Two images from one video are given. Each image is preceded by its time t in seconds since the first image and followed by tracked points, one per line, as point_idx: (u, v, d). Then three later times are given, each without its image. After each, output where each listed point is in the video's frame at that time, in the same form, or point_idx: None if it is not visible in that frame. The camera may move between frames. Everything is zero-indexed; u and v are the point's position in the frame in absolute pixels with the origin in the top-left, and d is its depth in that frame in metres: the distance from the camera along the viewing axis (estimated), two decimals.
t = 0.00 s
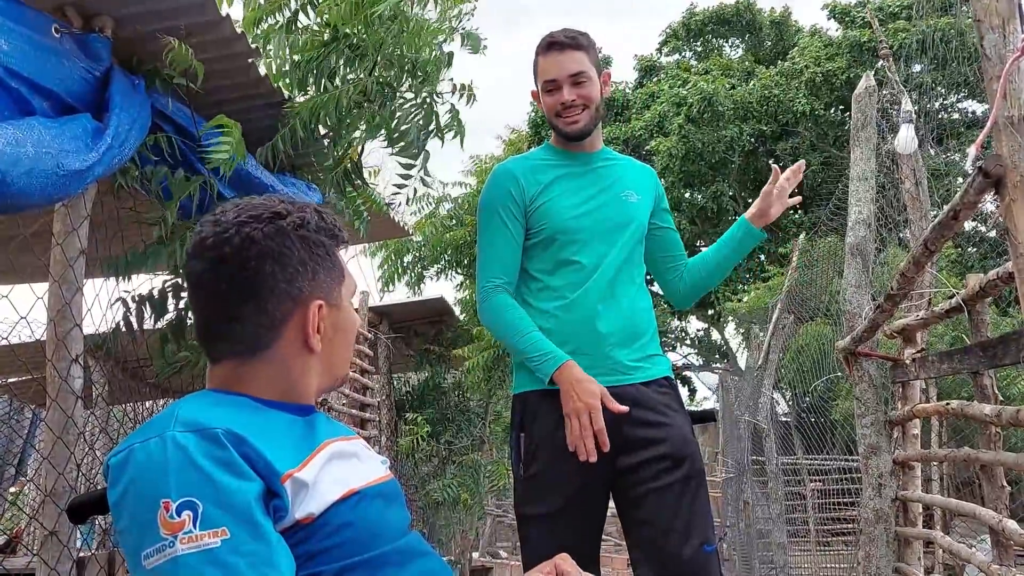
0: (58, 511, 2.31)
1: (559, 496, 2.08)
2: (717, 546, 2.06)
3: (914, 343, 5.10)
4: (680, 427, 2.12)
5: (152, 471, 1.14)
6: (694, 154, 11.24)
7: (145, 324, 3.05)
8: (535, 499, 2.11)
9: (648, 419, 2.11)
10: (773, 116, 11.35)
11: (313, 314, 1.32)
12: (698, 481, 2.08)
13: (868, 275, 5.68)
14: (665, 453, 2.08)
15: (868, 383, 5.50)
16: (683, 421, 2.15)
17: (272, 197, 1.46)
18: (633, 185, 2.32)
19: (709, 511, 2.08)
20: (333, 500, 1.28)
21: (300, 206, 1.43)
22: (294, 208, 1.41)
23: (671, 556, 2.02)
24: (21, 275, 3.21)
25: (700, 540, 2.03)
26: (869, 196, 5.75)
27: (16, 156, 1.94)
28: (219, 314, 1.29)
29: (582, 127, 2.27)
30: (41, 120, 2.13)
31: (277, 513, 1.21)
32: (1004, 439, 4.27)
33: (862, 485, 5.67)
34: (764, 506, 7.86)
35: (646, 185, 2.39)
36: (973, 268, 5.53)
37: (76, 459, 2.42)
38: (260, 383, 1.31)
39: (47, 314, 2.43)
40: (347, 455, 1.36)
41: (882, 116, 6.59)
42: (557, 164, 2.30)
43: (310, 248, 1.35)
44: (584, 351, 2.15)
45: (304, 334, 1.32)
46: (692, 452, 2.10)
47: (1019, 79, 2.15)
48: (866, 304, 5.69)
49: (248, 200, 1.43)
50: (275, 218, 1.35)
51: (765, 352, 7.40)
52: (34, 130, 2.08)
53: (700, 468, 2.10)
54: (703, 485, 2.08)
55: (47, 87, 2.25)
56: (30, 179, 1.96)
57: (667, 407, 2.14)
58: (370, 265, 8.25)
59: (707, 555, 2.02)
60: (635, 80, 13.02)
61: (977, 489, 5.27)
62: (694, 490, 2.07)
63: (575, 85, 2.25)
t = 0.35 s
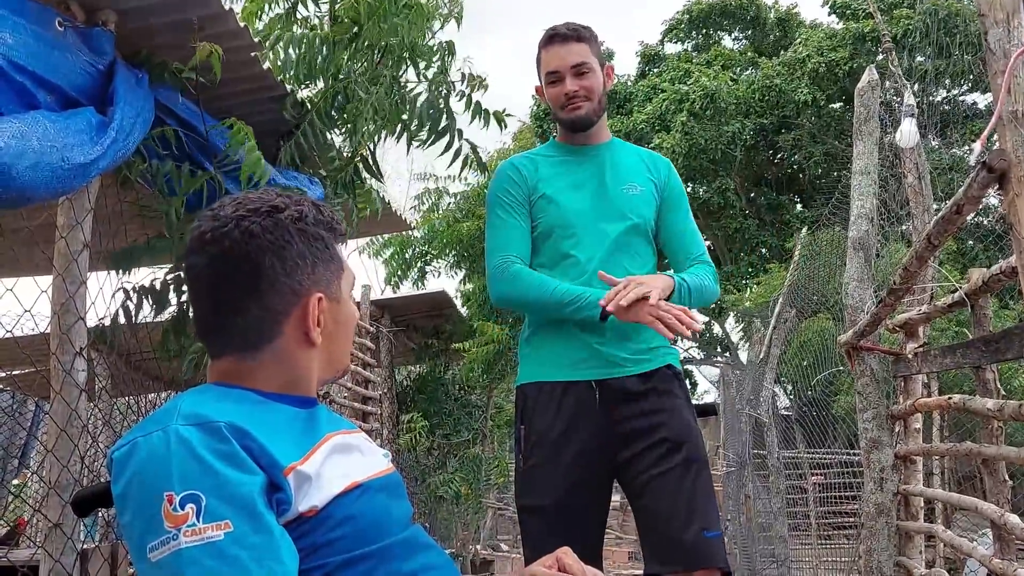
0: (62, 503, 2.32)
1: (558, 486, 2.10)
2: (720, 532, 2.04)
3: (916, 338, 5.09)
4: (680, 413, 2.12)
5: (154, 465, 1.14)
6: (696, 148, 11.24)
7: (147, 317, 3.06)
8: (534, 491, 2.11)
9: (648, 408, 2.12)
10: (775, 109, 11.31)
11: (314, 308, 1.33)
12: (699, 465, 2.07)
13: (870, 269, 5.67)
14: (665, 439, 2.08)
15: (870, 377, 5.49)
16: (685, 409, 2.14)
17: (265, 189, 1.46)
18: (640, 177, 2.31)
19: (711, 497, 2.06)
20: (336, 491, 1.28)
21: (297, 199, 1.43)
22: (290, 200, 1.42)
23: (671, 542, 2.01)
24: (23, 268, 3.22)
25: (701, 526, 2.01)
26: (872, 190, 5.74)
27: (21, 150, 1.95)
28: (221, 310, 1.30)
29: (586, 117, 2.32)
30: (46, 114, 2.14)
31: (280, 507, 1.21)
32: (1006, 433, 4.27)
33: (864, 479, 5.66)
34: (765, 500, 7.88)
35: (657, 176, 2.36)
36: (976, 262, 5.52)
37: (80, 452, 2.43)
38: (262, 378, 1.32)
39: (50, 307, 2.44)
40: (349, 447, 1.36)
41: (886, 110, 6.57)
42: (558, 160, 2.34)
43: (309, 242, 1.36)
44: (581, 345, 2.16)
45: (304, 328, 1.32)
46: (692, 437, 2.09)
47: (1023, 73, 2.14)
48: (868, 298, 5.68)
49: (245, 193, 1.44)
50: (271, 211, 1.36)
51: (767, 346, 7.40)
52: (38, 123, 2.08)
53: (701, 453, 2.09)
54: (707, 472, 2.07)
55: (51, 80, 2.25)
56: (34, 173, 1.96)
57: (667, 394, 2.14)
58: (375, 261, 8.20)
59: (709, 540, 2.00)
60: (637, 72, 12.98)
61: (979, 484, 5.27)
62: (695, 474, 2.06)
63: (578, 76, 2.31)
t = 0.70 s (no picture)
0: (66, 496, 2.33)
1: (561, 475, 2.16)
2: (712, 542, 2.01)
3: (919, 331, 5.08)
4: (684, 416, 2.08)
5: (162, 457, 1.15)
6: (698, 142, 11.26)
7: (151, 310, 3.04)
8: (540, 478, 2.18)
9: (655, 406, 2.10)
10: (778, 102, 11.27)
11: (333, 305, 1.34)
12: (694, 475, 2.03)
13: (873, 262, 5.66)
14: (663, 444, 2.07)
15: (873, 370, 5.47)
16: (693, 410, 2.09)
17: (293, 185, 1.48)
18: (681, 162, 2.29)
19: (708, 507, 2.02)
20: (340, 488, 1.28)
21: (331, 197, 1.47)
22: (327, 197, 1.46)
23: (659, 548, 2.03)
24: (29, 262, 3.22)
25: (687, 536, 2.00)
26: (875, 182, 5.73)
27: (28, 144, 1.95)
28: (241, 297, 1.31)
29: (620, 95, 2.31)
30: (50, 108, 2.14)
31: (285, 501, 1.22)
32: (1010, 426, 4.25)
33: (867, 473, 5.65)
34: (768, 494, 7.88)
35: (706, 156, 2.32)
36: (979, 255, 5.51)
37: (84, 445, 2.43)
38: (274, 369, 1.32)
39: (54, 301, 2.44)
40: (355, 441, 1.37)
41: (889, 103, 6.55)
42: (599, 147, 2.39)
43: (337, 240, 1.39)
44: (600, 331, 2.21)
45: (322, 324, 1.34)
46: (692, 444, 2.05)
47: None
48: (871, 291, 5.66)
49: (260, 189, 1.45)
50: (305, 205, 1.38)
51: (770, 339, 7.40)
52: (42, 116, 2.08)
53: (703, 461, 2.04)
54: (706, 479, 2.03)
55: (54, 74, 2.25)
56: (43, 167, 1.97)
57: (676, 393, 2.10)
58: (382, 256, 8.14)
59: (693, 552, 1.99)
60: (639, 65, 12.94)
61: (983, 477, 5.26)
62: (690, 483, 2.03)
63: (612, 54, 2.30)
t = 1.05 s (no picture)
0: (73, 492, 2.34)
1: (597, 455, 2.14)
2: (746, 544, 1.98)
3: (922, 328, 5.07)
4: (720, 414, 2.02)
5: (168, 454, 1.15)
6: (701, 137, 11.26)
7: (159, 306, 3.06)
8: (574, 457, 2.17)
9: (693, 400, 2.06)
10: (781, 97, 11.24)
11: (315, 297, 1.33)
12: (733, 474, 2.00)
13: (876, 259, 5.64)
14: (699, 441, 2.04)
15: (877, 367, 5.48)
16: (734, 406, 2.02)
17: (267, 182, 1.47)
18: (740, 145, 2.19)
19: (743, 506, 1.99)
20: (346, 484, 1.29)
21: (295, 189, 1.43)
22: (289, 192, 1.43)
23: (703, 545, 2.02)
24: (33, 260, 3.24)
25: (723, 537, 1.97)
26: (879, 178, 5.73)
27: (37, 143, 1.97)
28: (224, 305, 1.32)
29: (682, 73, 2.22)
30: (59, 107, 2.15)
31: (291, 497, 1.22)
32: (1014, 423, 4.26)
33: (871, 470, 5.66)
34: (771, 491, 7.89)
35: (769, 137, 2.19)
36: (982, 252, 5.50)
37: (91, 442, 2.45)
38: (267, 366, 1.33)
39: (60, 299, 2.45)
40: (360, 438, 1.38)
41: (892, 100, 6.53)
42: (659, 130, 2.31)
43: (307, 233, 1.36)
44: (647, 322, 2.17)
45: (308, 319, 1.33)
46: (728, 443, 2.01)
47: None
48: (874, 288, 5.65)
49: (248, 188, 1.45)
50: (270, 205, 1.36)
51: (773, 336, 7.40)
52: (51, 115, 2.09)
53: (737, 461, 2.00)
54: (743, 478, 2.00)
55: (61, 73, 2.26)
56: (52, 166, 1.99)
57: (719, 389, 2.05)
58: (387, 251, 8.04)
59: (726, 555, 1.97)
60: (641, 61, 12.91)
61: (986, 473, 5.26)
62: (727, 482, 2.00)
63: (673, 32, 2.22)
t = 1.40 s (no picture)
0: (79, 492, 2.35)
1: (624, 447, 2.14)
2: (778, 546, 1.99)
3: (928, 327, 5.05)
4: (746, 415, 2.03)
5: (173, 455, 1.16)
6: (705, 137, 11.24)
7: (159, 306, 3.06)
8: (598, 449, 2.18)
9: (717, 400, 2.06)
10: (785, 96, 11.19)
11: (313, 301, 1.33)
12: (761, 475, 2.00)
13: (882, 258, 5.62)
14: (727, 439, 2.04)
15: (883, 366, 5.46)
16: (762, 408, 2.03)
17: (280, 183, 1.48)
18: (769, 140, 2.18)
19: (769, 509, 1.99)
20: (351, 483, 1.30)
21: (306, 192, 1.45)
22: (299, 194, 1.44)
23: (726, 546, 2.03)
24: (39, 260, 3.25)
25: (753, 541, 1.98)
26: (883, 177, 5.72)
27: (45, 143, 1.98)
28: (227, 303, 1.34)
29: (714, 66, 2.23)
30: (66, 108, 2.16)
31: (295, 498, 1.23)
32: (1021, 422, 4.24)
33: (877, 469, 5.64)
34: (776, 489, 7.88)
35: (797, 126, 2.17)
36: (988, 251, 5.48)
37: (97, 442, 2.46)
38: (268, 370, 1.34)
39: (67, 299, 2.46)
40: (363, 437, 1.38)
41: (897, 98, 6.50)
42: (692, 124, 2.32)
43: (312, 238, 1.36)
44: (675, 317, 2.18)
45: (306, 321, 1.33)
46: (754, 445, 2.02)
47: None
48: (879, 287, 5.62)
49: (257, 188, 1.46)
50: (275, 205, 1.37)
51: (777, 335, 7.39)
52: (59, 116, 2.10)
53: (764, 465, 2.00)
54: (772, 479, 2.00)
55: (67, 74, 2.26)
56: (62, 166, 2.00)
57: (747, 388, 2.04)
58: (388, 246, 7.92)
59: (758, 559, 1.98)
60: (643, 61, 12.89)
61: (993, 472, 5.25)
62: (753, 484, 2.00)
63: (709, 23, 2.25)
